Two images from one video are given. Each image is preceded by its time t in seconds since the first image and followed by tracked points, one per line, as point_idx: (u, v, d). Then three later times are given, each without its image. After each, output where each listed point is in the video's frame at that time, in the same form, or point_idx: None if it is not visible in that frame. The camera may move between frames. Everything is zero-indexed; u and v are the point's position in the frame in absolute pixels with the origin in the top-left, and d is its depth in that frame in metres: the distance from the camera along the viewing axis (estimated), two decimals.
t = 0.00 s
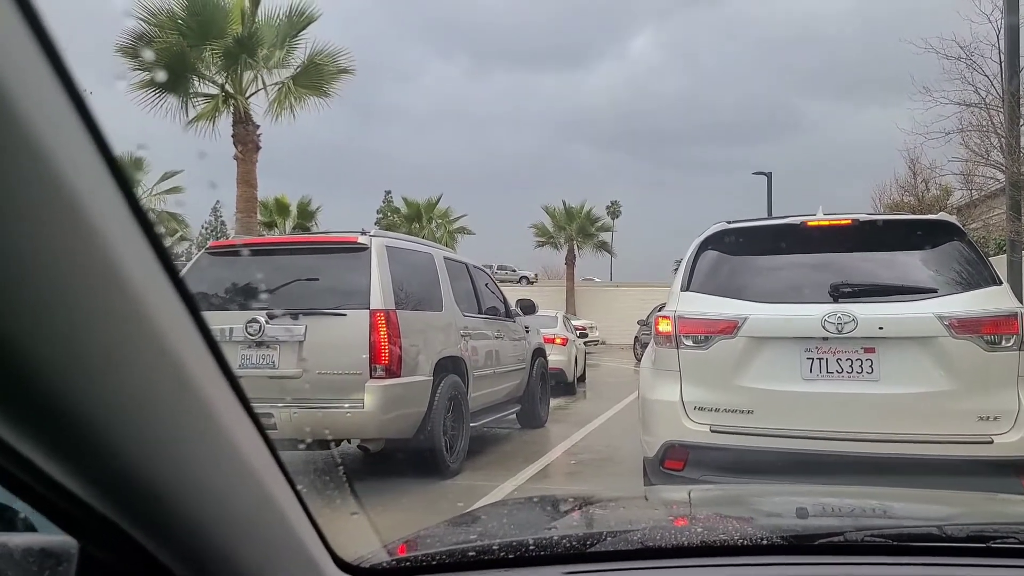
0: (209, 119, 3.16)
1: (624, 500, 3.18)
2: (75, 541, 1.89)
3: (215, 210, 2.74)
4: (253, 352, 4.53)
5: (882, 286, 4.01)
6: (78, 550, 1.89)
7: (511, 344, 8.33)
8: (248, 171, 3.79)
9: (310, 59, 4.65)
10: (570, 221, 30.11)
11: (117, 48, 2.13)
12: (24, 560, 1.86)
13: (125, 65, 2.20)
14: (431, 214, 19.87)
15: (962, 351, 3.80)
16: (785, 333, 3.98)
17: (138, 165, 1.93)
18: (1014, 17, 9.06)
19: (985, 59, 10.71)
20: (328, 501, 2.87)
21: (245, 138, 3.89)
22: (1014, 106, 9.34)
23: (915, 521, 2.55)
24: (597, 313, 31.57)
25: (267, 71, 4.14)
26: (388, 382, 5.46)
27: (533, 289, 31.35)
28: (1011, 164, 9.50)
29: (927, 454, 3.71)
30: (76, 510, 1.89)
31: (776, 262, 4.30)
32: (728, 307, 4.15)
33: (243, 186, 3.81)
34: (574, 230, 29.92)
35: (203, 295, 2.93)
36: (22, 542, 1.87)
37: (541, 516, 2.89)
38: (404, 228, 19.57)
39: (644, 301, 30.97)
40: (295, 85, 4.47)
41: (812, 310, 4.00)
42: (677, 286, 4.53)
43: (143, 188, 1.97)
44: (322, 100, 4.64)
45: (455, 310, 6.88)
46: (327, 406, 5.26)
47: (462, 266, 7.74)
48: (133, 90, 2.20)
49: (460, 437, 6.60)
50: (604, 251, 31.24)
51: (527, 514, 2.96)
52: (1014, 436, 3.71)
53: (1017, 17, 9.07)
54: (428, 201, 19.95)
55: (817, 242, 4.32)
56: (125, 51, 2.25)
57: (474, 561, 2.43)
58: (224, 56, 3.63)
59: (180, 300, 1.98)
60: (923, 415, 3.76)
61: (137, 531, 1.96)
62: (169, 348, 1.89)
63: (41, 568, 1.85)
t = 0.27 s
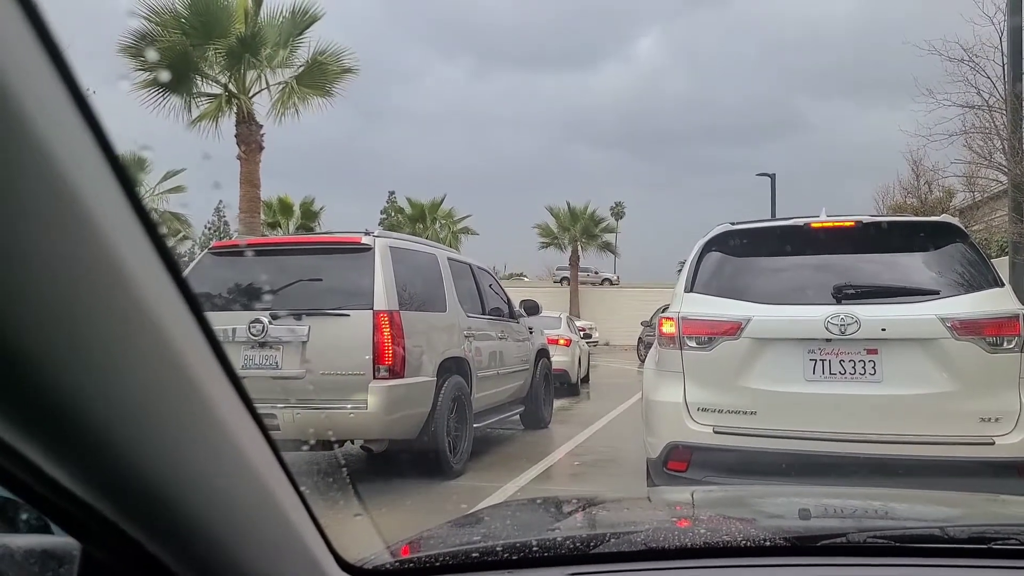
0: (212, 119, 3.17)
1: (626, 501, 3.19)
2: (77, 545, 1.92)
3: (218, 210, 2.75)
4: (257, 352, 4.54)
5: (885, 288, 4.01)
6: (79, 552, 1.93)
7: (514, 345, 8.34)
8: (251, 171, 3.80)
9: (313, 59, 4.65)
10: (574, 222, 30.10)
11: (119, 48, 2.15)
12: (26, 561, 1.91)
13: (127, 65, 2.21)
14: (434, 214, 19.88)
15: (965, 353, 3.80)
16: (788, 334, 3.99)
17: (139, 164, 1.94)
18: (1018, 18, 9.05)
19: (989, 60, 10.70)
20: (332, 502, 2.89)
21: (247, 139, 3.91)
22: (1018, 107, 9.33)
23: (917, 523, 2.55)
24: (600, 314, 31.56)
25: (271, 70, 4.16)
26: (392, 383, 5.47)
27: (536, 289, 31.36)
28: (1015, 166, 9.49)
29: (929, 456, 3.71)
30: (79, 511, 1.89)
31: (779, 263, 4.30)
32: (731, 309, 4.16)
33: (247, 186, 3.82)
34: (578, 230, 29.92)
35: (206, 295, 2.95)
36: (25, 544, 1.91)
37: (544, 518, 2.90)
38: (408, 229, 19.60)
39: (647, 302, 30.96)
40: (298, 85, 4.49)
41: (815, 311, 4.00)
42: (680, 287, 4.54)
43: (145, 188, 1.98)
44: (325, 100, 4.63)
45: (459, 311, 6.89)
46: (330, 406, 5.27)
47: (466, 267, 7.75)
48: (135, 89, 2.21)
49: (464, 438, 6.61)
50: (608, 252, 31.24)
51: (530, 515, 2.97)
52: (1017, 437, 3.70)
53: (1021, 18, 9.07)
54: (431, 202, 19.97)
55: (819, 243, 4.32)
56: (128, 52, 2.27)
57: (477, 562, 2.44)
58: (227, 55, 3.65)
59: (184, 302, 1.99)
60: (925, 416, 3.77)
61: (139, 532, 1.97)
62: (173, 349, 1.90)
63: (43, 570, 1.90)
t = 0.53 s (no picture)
0: (214, 118, 3.18)
1: (628, 501, 3.19)
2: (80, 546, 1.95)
3: (220, 210, 2.76)
4: (259, 352, 4.52)
5: (887, 288, 4.01)
6: (83, 552, 1.95)
7: (516, 344, 8.33)
8: (253, 171, 3.80)
9: (315, 59, 4.63)
10: (576, 222, 30.08)
11: (121, 48, 2.15)
12: (30, 560, 1.94)
13: (129, 64, 2.21)
14: (436, 214, 19.88)
15: (967, 354, 3.79)
16: (791, 334, 3.98)
17: (141, 162, 1.94)
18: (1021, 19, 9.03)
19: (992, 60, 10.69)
20: (334, 502, 2.88)
21: (249, 139, 3.89)
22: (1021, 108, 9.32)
23: (920, 524, 2.54)
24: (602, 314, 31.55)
25: (273, 70, 4.15)
26: (394, 383, 5.47)
27: (538, 289, 31.35)
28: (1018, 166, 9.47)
29: (932, 456, 3.71)
30: (81, 510, 1.89)
31: (781, 263, 4.29)
32: (733, 308, 4.15)
33: (249, 185, 3.82)
34: (580, 230, 29.91)
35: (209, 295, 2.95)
36: (30, 543, 1.94)
37: (546, 518, 2.90)
38: (410, 229, 19.61)
39: (649, 302, 30.94)
40: (300, 85, 4.47)
41: (817, 311, 4.00)
42: (682, 287, 4.53)
43: (148, 187, 1.98)
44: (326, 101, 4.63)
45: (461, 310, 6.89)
46: (332, 406, 5.27)
47: (468, 266, 7.74)
48: (139, 90, 2.22)
49: (465, 438, 6.61)
50: (610, 252, 31.24)
51: (532, 515, 2.96)
52: (1020, 438, 3.69)
53: None
54: (433, 201, 19.97)
55: (822, 243, 4.31)
56: (131, 52, 2.27)
57: (479, 563, 2.43)
58: (229, 55, 3.65)
59: (187, 302, 1.99)
60: (928, 417, 3.76)
61: (140, 532, 1.97)
62: (176, 349, 1.90)
63: (46, 569, 1.94)
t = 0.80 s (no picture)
0: (216, 120, 3.18)
1: (629, 502, 3.19)
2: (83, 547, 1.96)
3: (222, 211, 2.76)
4: (260, 353, 4.50)
5: (889, 289, 4.01)
6: (85, 553, 1.96)
7: (517, 345, 8.34)
8: (255, 172, 3.81)
9: (317, 60, 4.63)
10: (577, 223, 30.08)
11: (123, 50, 2.16)
12: (32, 562, 1.94)
13: (131, 67, 2.22)
14: (438, 215, 19.88)
15: (969, 355, 3.79)
16: (792, 335, 3.98)
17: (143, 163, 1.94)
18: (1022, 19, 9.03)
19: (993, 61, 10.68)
20: (336, 503, 2.89)
21: (251, 139, 3.91)
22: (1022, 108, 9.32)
23: (922, 525, 2.55)
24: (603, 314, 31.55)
25: (274, 71, 4.16)
26: (395, 383, 5.47)
27: (540, 290, 31.37)
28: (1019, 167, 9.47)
29: (933, 457, 3.71)
30: (82, 512, 1.88)
31: (783, 263, 4.29)
32: (734, 309, 4.16)
33: (250, 186, 3.83)
34: (581, 231, 29.91)
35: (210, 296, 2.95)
36: (31, 544, 1.94)
37: (547, 519, 2.90)
38: (411, 229, 19.63)
39: (650, 303, 30.94)
40: (301, 86, 4.48)
41: (818, 312, 4.00)
42: (683, 288, 4.54)
43: (149, 189, 1.99)
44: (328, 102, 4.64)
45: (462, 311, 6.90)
46: (334, 407, 5.25)
47: (469, 267, 7.75)
48: (141, 93, 2.22)
49: (466, 439, 6.61)
50: (611, 252, 31.24)
51: (534, 516, 2.97)
52: (1020, 438, 3.70)
53: None
54: (434, 202, 19.98)
55: (824, 244, 4.31)
56: (133, 54, 2.27)
57: (481, 564, 2.44)
58: (230, 56, 3.66)
59: (187, 302, 1.99)
60: (929, 417, 3.76)
61: (142, 534, 1.96)
62: (176, 349, 1.91)
63: (48, 570, 1.94)
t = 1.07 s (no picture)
0: (222, 120, 3.19)
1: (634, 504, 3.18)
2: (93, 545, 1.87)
3: (228, 212, 2.76)
4: (264, 352, 4.46)
5: (894, 291, 3.99)
6: (93, 552, 1.87)
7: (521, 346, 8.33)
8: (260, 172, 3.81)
9: (323, 61, 4.63)
10: (581, 223, 30.06)
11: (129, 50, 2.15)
12: (40, 560, 1.82)
13: (138, 68, 2.22)
14: (442, 215, 19.89)
15: (974, 357, 3.77)
16: (797, 337, 3.97)
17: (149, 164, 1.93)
18: None
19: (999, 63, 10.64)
20: (340, 503, 2.88)
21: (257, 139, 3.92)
22: None
23: (929, 529, 2.53)
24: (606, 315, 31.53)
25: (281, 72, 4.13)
26: (399, 383, 5.46)
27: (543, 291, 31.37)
28: None
29: (939, 460, 3.69)
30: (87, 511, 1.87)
31: (788, 265, 4.28)
32: (740, 311, 4.14)
33: (256, 186, 3.83)
34: (584, 232, 29.90)
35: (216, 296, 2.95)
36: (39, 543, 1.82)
37: (552, 520, 2.89)
38: (415, 229, 19.65)
39: (654, 304, 30.92)
40: (307, 86, 4.48)
41: (824, 314, 3.98)
42: (688, 290, 4.52)
43: (156, 190, 1.98)
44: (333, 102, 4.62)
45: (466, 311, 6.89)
46: (339, 406, 5.22)
47: (473, 268, 7.74)
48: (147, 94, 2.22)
49: (470, 439, 6.61)
50: (615, 253, 31.23)
51: (538, 518, 2.96)
52: None
53: None
54: (438, 202, 19.99)
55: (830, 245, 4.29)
56: (139, 54, 2.27)
57: (485, 565, 2.43)
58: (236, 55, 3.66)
59: (193, 302, 1.99)
60: (935, 420, 3.74)
61: (146, 534, 1.95)
62: (182, 348, 1.90)
63: (55, 569, 1.83)
